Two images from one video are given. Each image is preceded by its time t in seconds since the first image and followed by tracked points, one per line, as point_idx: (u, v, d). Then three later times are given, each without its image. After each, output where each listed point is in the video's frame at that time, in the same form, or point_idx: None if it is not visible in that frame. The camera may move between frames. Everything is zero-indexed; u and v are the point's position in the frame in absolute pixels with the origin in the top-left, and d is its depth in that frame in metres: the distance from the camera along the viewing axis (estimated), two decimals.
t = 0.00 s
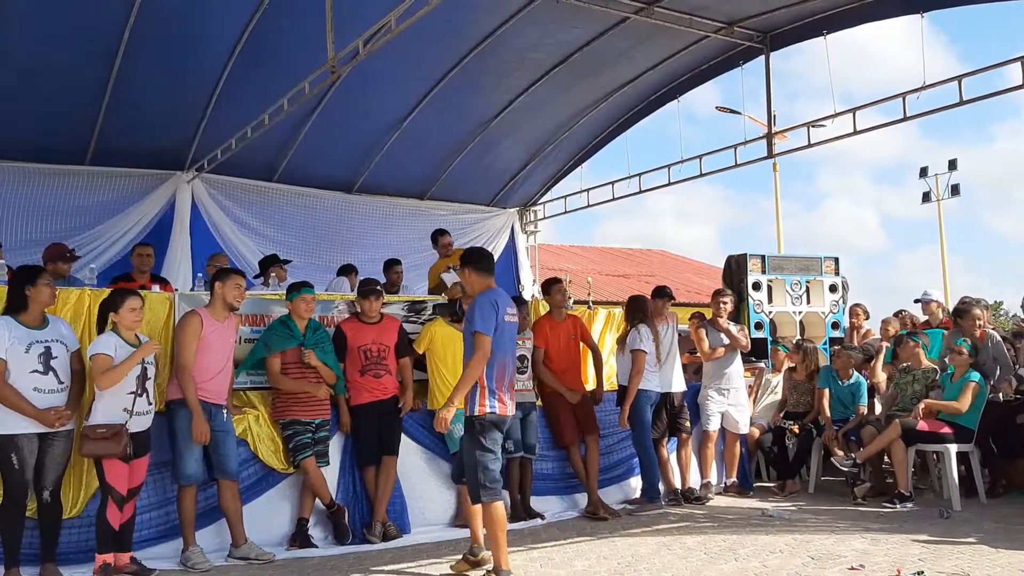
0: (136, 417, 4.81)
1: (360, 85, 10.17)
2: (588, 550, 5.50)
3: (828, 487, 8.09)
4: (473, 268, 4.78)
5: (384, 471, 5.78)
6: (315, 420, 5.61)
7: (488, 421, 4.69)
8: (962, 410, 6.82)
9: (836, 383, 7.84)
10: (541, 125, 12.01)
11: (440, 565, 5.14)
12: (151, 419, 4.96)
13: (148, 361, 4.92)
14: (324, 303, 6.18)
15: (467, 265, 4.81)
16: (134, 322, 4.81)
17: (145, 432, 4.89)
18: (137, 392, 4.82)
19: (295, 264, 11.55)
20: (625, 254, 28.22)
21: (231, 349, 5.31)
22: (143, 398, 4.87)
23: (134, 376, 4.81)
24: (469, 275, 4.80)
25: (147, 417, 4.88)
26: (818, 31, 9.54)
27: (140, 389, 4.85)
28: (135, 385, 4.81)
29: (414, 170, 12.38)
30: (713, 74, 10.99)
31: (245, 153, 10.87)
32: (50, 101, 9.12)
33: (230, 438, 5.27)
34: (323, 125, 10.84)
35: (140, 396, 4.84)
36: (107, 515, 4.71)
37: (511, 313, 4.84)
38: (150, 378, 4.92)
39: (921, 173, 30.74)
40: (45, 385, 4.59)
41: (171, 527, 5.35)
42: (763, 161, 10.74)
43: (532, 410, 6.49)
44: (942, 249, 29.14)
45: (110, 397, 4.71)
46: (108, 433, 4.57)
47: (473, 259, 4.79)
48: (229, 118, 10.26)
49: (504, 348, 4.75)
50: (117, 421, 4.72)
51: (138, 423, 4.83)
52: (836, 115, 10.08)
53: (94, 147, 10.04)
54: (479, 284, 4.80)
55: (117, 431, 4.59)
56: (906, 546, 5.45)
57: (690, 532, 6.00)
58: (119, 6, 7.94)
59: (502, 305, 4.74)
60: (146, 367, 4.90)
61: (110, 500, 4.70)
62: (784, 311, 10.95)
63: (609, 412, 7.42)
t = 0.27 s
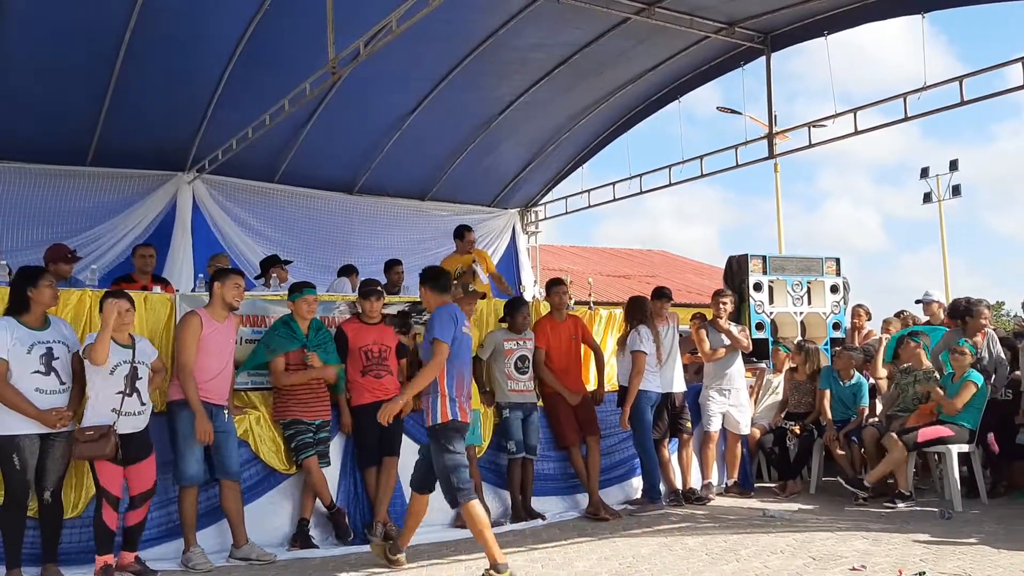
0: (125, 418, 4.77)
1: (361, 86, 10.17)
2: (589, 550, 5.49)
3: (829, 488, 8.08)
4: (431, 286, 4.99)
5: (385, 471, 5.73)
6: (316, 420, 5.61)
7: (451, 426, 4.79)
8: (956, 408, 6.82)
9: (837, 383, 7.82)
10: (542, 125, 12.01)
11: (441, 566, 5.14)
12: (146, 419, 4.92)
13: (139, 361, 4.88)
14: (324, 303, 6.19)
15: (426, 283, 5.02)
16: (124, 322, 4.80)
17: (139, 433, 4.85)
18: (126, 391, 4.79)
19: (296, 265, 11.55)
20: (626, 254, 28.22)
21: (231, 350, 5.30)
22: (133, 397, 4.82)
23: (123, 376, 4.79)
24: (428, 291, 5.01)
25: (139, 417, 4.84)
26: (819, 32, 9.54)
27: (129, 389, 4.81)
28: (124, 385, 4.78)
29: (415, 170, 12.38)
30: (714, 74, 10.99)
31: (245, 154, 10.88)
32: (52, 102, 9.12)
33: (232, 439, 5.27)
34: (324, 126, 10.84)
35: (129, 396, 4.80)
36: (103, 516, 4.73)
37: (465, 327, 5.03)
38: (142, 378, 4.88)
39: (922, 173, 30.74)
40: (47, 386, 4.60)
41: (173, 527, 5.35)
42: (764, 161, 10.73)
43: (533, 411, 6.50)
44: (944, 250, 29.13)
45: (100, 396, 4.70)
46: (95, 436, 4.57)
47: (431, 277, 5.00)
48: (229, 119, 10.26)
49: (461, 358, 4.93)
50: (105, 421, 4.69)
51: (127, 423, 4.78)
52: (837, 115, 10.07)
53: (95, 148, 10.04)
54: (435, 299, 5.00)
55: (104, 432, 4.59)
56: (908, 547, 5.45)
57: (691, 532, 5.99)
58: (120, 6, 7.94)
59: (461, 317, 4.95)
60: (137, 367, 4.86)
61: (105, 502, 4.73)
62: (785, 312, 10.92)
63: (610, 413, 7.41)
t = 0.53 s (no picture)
0: (110, 421, 4.69)
1: (361, 87, 10.17)
2: (590, 551, 5.49)
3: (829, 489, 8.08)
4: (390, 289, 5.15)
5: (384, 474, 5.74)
6: (317, 424, 5.61)
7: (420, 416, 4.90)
8: (957, 408, 6.81)
9: (837, 385, 7.84)
10: (542, 126, 12.01)
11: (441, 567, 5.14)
12: (137, 423, 4.82)
13: (129, 364, 4.80)
14: (326, 305, 6.20)
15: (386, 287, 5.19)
16: (116, 324, 4.75)
17: (127, 436, 4.76)
18: (111, 395, 4.70)
19: (296, 266, 11.54)
20: (627, 255, 28.22)
21: (231, 353, 5.31)
22: (119, 400, 4.72)
23: (110, 379, 4.71)
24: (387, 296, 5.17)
25: (127, 420, 4.74)
26: (819, 33, 9.54)
27: (116, 392, 4.72)
28: (110, 388, 4.70)
29: (415, 172, 12.39)
30: (714, 76, 10.99)
31: (245, 155, 10.88)
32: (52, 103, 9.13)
33: (231, 441, 5.27)
34: (324, 127, 10.85)
35: (116, 399, 4.72)
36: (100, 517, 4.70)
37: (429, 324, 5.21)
38: (132, 381, 4.80)
39: (923, 175, 30.75)
40: (48, 389, 4.59)
41: (173, 528, 5.35)
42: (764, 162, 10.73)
43: (533, 412, 6.50)
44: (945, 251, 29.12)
45: (88, 398, 4.66)
46: (79, 439, 4.54)
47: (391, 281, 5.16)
48: (230, 120, 10.27)
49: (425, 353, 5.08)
50: (89, 423, 4.64)
51: (112, 427, 4.69)
52: (837, 116, 10.08)
53: (95, 150, 10.05)
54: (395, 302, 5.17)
55: (87, 435, 4.54)
56: (908, 548, 5.45)
57: (691, 534, 6.00)
58: (120, 7, 7.95)
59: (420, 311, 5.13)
60: (127, 370, 4.77)
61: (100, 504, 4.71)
62: (785, 313, 10.93)
63: (610, 414, 7.41)
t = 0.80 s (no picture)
0: (108, 422, 4.57)
1: (362, 88, 10.17)
2: (590, 553, 5.50)
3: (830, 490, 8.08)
4: (367, 290, 5.21)
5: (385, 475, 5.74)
6: (318, 426, 5.61)
7: (406, 410, 4.95)
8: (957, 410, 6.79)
9: (838, 386, 7.84)
10: (543, 128, 12.02)
11: (442, 569, 5.14)
12: (139, 424, 4.67)
13: (129, 365, 4.67)
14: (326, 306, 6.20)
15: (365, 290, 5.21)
16: (116, 324, 4.65)
17: (128, 438, 4.62)
18: (109, 396, 4.60)
19: (297, 267, 11.55)
20: (627, 257, 28.22)
21: (232, 354, 5.31)
22: (117, 402, 4.60)
23: (108, 380, 4.61)
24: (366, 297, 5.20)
25: (126, 421, 4.61)
26: (820, 34, 9.54)
27: (114, 393, 4.60)
28: (109, 388, 4.60)
29: (416, 173, 12.40)
30: (715, 77, 11.00)
31: (246, 156, 10.89)
32: (54, 105, 9.15)
33: (233, 442, 5.27)
34: (325, 129, 10.87)
35: (114, 400, 4.60)
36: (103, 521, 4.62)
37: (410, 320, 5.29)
38: (131, 382, 4.66)
39: (923, 175, 30.73)
40: (49, 392, 4.60)
41: (173, 529, 5.35)
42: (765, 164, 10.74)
43: (534, 413, 6.51)
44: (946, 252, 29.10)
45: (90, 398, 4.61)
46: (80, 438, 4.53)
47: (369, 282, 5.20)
48: (231, 122, 10.28)
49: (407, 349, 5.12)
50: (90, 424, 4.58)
51: (110, 429, 4.57)
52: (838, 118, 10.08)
53: (96, 151, 10.06)
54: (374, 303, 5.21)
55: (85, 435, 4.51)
56: (909, 550, 5.45)
57: (692, 535, 6.00)
58: (121, 10, 7.97)
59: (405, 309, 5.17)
60: (125, 371, 4.65)
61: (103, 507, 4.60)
62: (786, 314, 10.93)
63: (611, 415, 7.40)
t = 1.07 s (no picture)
0: (113, 423, 4.53)
1: (361, 89, 10.17)
2: (590, 555, 5.49)
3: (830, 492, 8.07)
4: (359, 290, 5.20)
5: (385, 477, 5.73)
6: (318, 428, 5.60)
7: (394, 414, 5.00)
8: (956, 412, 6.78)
9: (837, 387, 7.84)
10: (542, 129, 12.02)
11: (440, 570, 5.14)
12: (144, 425, 4.60)
13: (134, 364, 4.63)
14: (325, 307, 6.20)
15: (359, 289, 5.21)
16: (121, 324, 4.63)
17: (134, 438, 4.57)
18: (114, 396, 4.55)
19: (296, 269, 11.55)
20: (627, 258, 28.21)
21: (232, 356, 5.31)
22: (121, 402, 4.55)
23: (113, 380, 4.58)
24: (357, 297, 5.20)
25: (130, 422, 4.55)
26: (819, 35, 9.54)
27: (118, 393, 4.56)
28: (113, 389, 4.56)
29: (416, 174, 12.39)
30: (714, 78, 10.99)
31: (246, 158, 10.89)
32: (53, 106, 9.14)
33: (234, 443, 5.27)
34: (324, 130, 10.86)
35: (119, 400, 4.55)
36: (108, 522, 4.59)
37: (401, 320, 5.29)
38: (136, 381, 4.60)
39: (923, 176, 30.73)
40: (48, 394, 4.59)
41: (173, 530, 5.34)
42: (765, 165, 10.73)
43: (533, 414, 6.50)
44: (945, 253, 29.09)
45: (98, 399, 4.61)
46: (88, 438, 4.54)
47: (361, 282, 5.21)
48: (230, 123, 10.28)
49: (397, 349, 5.13)
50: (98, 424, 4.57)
51: (115, 429, 4.53)
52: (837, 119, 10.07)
53: (95, 153, 10.06)
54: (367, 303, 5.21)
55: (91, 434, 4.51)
56: (908, 551, 5.44)
57: (691, 536, 5.99)
58: (120, 11, 7.96)
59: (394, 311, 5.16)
60: (130, 370, 4.61)
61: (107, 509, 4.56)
62: (785, 315, 10.93)
63: (610, 417, 7.40)
